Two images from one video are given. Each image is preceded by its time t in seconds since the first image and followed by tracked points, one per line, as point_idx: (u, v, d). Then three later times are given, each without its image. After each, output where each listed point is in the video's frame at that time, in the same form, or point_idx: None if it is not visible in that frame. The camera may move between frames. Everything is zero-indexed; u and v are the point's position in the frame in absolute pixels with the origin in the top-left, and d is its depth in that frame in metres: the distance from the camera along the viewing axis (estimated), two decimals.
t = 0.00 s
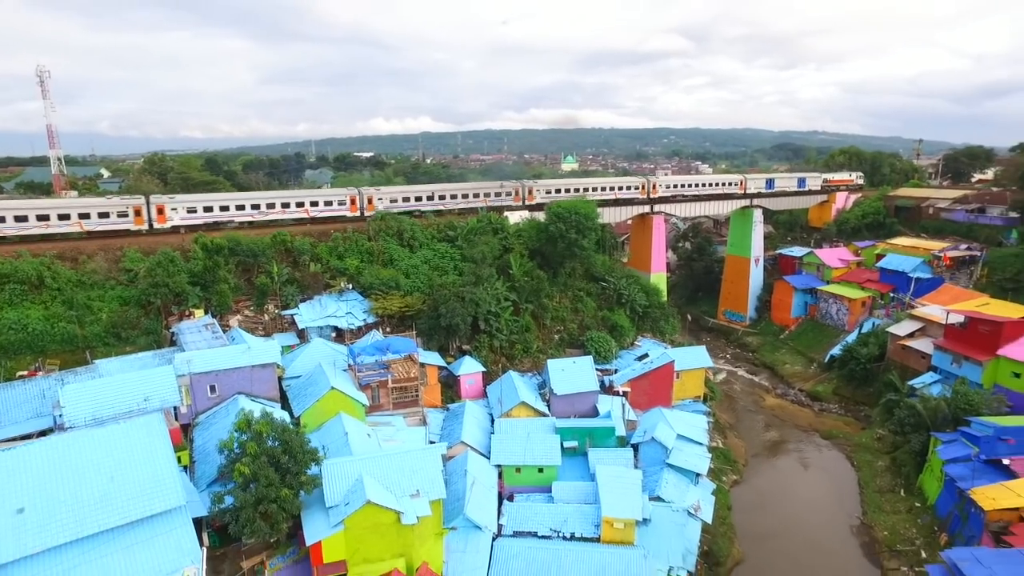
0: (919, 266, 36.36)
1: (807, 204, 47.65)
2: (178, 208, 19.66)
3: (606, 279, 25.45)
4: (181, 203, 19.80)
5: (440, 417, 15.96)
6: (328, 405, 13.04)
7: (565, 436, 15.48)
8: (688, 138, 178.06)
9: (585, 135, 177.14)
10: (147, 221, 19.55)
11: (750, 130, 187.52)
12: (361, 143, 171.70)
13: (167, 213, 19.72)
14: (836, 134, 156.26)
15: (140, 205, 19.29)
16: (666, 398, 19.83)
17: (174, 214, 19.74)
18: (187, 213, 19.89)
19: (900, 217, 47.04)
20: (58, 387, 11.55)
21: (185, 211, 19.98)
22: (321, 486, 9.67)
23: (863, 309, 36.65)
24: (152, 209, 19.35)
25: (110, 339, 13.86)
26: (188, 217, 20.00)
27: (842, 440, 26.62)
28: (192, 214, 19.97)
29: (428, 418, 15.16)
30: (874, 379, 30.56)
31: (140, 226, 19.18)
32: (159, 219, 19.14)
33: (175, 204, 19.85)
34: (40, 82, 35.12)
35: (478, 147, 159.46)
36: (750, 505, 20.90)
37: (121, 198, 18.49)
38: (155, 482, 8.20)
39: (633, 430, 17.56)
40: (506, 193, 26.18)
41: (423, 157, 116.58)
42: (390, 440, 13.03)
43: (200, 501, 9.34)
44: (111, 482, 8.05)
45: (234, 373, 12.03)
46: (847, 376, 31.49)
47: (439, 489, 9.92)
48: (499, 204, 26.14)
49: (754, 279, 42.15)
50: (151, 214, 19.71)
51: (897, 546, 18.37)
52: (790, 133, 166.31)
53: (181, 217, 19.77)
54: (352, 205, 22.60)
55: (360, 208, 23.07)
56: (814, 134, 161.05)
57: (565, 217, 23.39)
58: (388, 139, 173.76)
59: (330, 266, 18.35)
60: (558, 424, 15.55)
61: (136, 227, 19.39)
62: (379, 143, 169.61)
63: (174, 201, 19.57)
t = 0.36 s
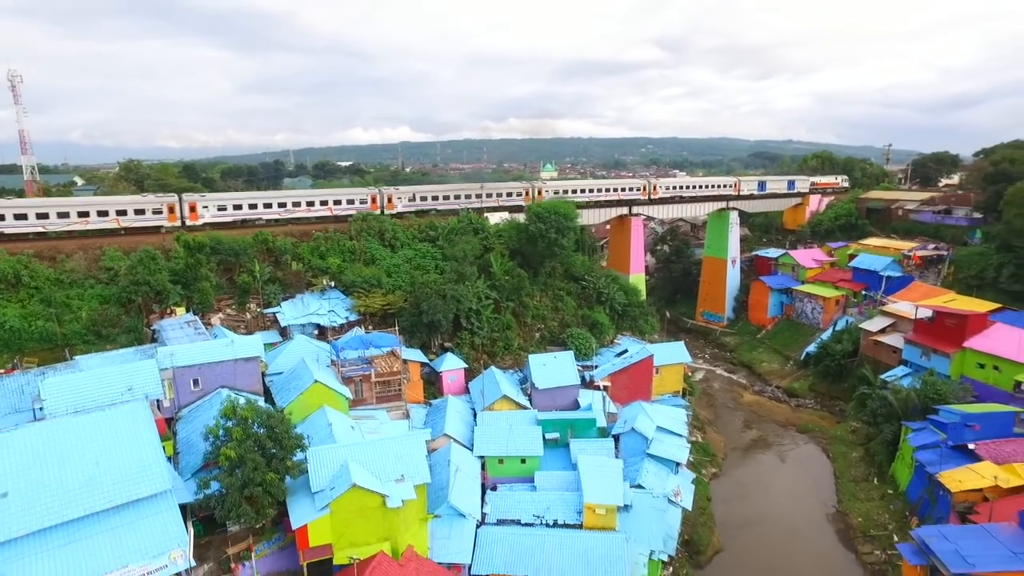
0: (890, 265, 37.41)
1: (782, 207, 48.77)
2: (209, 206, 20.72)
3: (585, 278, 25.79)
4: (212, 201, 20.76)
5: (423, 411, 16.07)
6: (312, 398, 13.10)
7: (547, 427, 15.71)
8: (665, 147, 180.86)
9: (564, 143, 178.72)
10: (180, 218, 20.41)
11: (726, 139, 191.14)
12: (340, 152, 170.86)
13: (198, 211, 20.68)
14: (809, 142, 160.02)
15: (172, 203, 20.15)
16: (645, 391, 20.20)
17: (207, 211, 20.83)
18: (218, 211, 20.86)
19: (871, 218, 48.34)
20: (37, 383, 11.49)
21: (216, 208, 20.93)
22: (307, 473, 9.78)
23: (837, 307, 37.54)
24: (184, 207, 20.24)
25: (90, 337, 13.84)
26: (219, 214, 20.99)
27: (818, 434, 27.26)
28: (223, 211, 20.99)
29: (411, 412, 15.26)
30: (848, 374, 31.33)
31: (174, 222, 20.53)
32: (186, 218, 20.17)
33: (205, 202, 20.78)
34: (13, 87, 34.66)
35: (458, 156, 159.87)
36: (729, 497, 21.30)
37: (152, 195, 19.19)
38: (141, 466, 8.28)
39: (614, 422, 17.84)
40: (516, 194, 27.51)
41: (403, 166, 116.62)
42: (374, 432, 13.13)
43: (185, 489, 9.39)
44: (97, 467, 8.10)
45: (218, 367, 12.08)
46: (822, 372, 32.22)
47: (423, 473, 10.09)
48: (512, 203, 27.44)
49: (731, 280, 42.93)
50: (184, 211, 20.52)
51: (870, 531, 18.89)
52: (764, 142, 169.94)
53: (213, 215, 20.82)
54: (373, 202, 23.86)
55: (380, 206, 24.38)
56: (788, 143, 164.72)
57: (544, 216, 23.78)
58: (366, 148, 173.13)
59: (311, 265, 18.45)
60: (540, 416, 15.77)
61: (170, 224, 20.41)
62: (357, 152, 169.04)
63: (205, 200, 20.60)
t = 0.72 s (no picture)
0: (859, 264, 38.45)
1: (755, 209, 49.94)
2: (235, 204, 21.97)
3: (563, 277, 26.15)
4: (237, 199, 22.05)
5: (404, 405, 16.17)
6: (292, 391, 13.13)
7: (526, 419, 15.95)
8: (642, 156, 183.54)
9: (542, 151, 180.14)
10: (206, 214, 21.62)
11: (700, 147, 194.63)
12: (317, 160, 169.80)
13: (224, 208, 21.90)
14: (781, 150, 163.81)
15: (200, 200, 21.34)
16: (622, 385, 20.58)
17: (232, 209, 22.07)
18: (242, 208, 22.11)
19: (841, 220, 49.65)
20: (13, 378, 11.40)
21: (241, 206, 22.22)
22: (289, 458, 9.89)
23: (809, 306, 38.46)
24: (212, 204, 21.41)
25: (66, 334, 13.79)
26: (243, 212, 22.30)
27: (792, 427, 27.93)
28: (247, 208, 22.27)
29: (391, 406, 15.37)
30: (820, 370, 32.13)
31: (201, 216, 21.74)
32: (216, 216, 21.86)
33: (230, 200, 22.01)
34: None
35: (437, 164, 160.04)
36: (706, 488, 21.71)
37: (187, 200, 20.28)
38: (122, 451, 8.35)
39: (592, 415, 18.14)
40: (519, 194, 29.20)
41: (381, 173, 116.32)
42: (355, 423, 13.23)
43: (166, 478, 9.43)
44: (77, 452, 8.15)
45: (198, 360, 12.12)
46: (795, 368, 32.99)
47: (405, 458, 10.26)
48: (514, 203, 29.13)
49: (706, 280, 43.72)
50: (211, 209, 21.70)
51: (842, 517, 19.45)
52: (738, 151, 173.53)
53: (238, 212, 22.11)
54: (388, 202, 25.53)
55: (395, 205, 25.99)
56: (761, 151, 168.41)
57: (522, 216, 24.16)
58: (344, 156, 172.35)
59: (291, 264, 18.54)
60: (518, 408, 15.99)
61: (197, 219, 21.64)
62: (335, 160, 168.20)
63: (231, 198, 21.79)
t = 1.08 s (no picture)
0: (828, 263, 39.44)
1: (727, 212, 51.11)
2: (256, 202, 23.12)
3: (539, 277, 26.50)
4: (259, 198, 23.16)
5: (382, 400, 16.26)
6: (271, 384, 13.17)
7: (504, 411, 16.19)
8: (618, 164, 186.03)
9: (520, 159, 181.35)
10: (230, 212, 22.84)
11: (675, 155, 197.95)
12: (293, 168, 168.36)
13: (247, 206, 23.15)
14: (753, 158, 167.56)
15: (225, 198, 22.58)
16: (598, 379, 20.98)
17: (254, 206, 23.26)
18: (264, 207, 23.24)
19: (810, 222, 50.89)
20: None
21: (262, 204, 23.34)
22: (270, 445, 10.00)
23: (780, 304, 39.39)
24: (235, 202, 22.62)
25: (40, 331, 13.64)
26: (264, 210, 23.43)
27: (765, 421, 28.61)
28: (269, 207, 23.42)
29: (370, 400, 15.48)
30: (791, 366, 32.94)
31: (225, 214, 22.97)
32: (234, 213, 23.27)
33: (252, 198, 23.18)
34: None
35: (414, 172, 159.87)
36: (681, 480, 22.13)
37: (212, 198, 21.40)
38: (102, 435, 8.43)
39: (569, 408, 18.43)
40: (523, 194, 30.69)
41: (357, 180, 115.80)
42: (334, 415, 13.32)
43: (145, 466, 9.46)
44: (56, 437, 8.21)
45: (176, 353, 12.16)
46: (767, 365, 33.77)
47: (385, 443, 10.45)
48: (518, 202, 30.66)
49: (680, 281, 44.50)
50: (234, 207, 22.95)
51: (813, 504, 20.00)
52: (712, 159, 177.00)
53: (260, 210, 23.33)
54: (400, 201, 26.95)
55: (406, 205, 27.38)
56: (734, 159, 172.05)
57: (498, 216, 24.54)
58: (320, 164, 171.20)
59: (269, 262, 18.61)
60: (496, 401, 16.22)
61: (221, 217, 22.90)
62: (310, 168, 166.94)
63: (253, 197, 22.95)
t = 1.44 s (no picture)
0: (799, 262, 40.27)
1: (701, 214, 52.15)
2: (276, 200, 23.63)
3: (515, 276, 26.84)
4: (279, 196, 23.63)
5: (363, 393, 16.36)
6: (251, 376, 13.20)
7: (481, 403, 16.43)
8: (595, 171, 188.03)
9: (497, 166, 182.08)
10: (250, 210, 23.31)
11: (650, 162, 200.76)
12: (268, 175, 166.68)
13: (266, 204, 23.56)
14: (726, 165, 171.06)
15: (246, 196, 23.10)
16: (575, 373, 21.35)
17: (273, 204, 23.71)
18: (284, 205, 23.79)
19: (781, 223, 51.97)
20: None
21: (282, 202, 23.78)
22: (250, 431, 10.12)
23: (753, 303, 40.26)
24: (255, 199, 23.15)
25: (11, 327, 13.47)
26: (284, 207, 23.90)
27: (738, 415, 29.25)
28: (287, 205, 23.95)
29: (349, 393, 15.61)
30: (764, 362, 33.70)
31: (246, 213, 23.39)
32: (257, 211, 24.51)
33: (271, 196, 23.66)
34: None
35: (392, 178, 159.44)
36: (657, 473, 22.55)
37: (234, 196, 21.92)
38: (82, 420, 8.52)
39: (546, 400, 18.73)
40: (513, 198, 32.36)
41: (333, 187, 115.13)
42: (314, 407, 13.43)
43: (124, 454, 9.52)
44: (36, 421, 8.28)
45: (153, 346, 12.20)
46: (741, 361, 34.49)
47: (364, 428, 10.64)
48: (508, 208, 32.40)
49: (655, 282, 45.25)
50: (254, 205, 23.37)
51: (785, 491, 20.54)
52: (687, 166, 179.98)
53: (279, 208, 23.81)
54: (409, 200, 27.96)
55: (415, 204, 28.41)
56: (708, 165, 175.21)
57: (475, 215, 24.88)
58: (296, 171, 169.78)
59: (246, 260, 18.67)
60: (474, 392, 16.47)
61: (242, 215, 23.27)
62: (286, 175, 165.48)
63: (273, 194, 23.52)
